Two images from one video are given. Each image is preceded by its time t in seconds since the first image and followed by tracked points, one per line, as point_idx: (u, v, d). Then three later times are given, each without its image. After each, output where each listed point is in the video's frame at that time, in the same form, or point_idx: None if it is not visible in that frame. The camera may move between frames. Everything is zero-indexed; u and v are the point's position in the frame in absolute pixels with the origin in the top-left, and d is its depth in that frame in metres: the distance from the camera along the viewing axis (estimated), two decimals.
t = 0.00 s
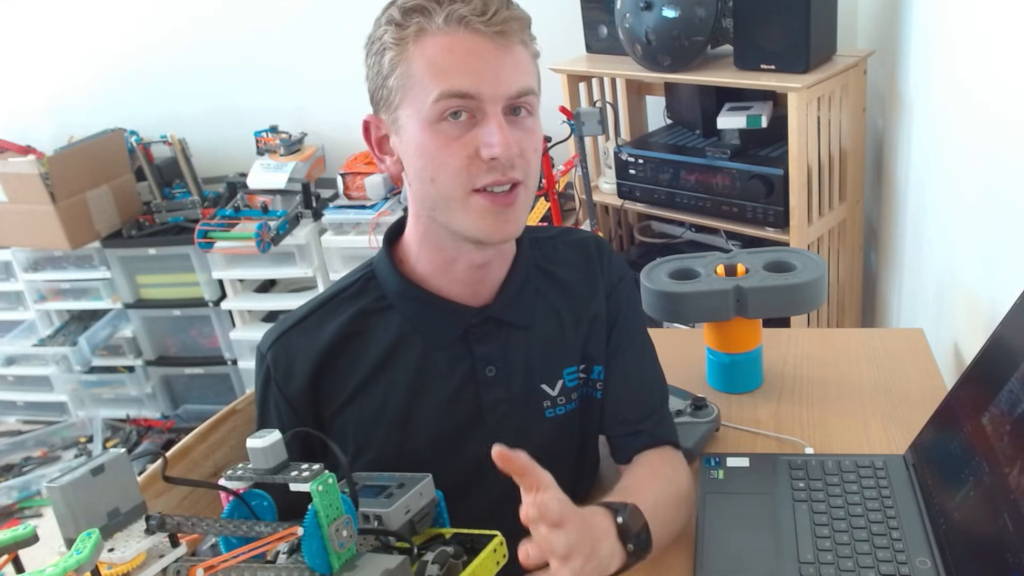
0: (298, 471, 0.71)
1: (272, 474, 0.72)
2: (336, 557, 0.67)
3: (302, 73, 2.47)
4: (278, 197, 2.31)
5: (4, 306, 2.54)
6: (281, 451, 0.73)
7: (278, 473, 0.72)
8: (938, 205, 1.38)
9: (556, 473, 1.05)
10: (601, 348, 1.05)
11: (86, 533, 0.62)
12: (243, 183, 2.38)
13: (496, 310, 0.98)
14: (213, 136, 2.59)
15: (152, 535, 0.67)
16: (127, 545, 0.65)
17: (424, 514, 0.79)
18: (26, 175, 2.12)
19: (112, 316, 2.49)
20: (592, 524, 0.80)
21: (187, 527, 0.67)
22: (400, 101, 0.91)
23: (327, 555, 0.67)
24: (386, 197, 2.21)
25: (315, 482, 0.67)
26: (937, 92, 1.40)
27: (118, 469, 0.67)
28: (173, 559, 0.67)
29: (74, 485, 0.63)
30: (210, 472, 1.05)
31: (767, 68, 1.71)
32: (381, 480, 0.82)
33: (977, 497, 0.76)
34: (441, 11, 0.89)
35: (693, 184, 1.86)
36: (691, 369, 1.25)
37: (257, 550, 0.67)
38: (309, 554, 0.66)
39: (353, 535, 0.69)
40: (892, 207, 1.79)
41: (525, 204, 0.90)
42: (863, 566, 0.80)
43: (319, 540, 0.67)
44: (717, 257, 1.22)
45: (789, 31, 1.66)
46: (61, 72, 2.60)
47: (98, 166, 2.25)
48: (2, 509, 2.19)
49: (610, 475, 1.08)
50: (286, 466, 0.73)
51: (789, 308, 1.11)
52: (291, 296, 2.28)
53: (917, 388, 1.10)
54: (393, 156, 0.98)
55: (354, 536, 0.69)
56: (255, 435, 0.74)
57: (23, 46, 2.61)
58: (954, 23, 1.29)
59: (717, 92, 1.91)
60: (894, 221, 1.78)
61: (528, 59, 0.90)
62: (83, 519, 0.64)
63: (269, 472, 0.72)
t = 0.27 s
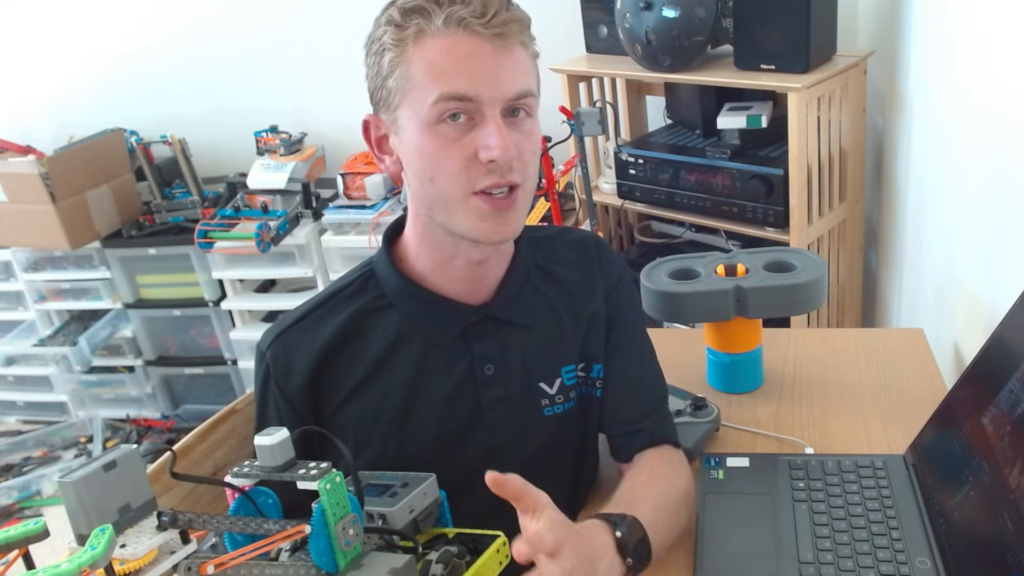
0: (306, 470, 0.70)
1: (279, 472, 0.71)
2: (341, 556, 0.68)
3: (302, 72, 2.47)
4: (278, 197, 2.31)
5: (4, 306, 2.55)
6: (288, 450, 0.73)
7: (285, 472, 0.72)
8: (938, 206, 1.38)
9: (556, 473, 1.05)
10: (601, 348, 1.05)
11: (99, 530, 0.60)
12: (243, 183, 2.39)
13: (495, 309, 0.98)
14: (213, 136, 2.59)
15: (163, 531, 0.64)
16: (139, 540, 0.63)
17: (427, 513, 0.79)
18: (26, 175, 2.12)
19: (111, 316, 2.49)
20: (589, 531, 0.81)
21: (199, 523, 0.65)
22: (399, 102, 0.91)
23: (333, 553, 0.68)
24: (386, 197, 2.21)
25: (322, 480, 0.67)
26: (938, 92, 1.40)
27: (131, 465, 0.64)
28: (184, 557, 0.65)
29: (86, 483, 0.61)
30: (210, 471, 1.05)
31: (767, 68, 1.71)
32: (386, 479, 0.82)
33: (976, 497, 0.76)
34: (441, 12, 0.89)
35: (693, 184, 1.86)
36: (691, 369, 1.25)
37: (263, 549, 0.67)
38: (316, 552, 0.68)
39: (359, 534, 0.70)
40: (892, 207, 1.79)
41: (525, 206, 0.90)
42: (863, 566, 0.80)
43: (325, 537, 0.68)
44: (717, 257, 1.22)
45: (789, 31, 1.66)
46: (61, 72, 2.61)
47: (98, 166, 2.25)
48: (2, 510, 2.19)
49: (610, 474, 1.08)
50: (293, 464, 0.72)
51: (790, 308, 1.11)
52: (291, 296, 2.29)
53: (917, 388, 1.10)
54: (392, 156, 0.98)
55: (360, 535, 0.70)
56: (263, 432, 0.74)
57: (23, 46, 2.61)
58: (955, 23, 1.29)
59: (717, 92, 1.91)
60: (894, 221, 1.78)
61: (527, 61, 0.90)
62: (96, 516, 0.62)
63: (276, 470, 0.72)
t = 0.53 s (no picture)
0: (305, 473, 0.70)
1: (278, 475, 0.72)
2: (340, 560, 0.68)
3: (302, 72, 2.47)
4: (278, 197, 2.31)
5: (4, 306, 2.54)
6: (286, 453, 0.73)
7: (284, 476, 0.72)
8: (937, 206, 1.38)
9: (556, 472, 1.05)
10: (598, 349, 1.05)
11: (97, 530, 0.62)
12: (243, 183, 2.39)
13: (489, 310, 0.98)
14: (213, 136, 2.59)
15: (162, 533, 0.66)
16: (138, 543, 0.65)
17: (425, 518, 0.79)
18: (27, 175, 2.12)
19: (111, 316, 2.49)
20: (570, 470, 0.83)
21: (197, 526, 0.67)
22: (386, 99, 0.92)
23: (331, 557, 0.68)
24: (386, 197, 2.21)
25: (322, 483, 0.68)
26: (937, 92, 1.40)
27: (130, 468, 0.65)
28: (181, 559, 0.67)
29: (85, 484, 0.62)
30: (210, 471, 1.05)
31: (767, 68, 1.71)
32: (385, 483, 0.82)
33: (976, 497, 0.76)
34: (426, 8, 0.90)
35: (693, 184, 1.86)
36: (691, 369, 1.25)
37: (261, 551, 0.67)
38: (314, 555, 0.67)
39: (358, 539, 0.70)
40: (892, 207, 1.79)
41: (512, 202, 0.90)
42: (863, 566, 0.80)
43: (324, 541, 0.68)
44: (717, 257, 1.22)
45: (790, 31, 1.66)
46: (61, 71, 2.60)
47: (98, 166, 2.25)
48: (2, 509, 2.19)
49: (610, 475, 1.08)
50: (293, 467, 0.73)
51: (789, 308, 1.11)
52: (291, 296, 2.29)
53: (917, 388, 1.10)
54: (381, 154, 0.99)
55: (358, 540, 0.70)
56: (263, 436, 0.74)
57: (23, 46, 2.61)
58: (955, 23, 1.29)
59: (717, 92, 1.91)
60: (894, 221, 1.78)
61: (513, 57, 0.91)
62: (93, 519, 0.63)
63: (275, 473, 0.72)
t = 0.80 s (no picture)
0: (296, 481, 0.72)
1: (268, 483, 0.72)
2: (330, 566, 0.69)
3: (302, 72, 2.47)
4: (278, 197, 2.31)
5: (4, 305, 2.54)
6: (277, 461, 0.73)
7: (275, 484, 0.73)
8: (938, 206, 1.38)
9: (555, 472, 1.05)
10: (594, 350, 1.05)
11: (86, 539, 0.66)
12: (243, 183, 2.39)
13: (481, 313, 0.98)
14: (213, 136, 2.59)
15: (148, 543, 0.70)
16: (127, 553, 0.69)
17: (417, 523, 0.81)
18: (27, 175, 2.12)
19: (111, 316, 2.49)
20: (535, 469, 0.85)
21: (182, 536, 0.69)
22: (366, 103, 0.93)
23: (321, 564, 0.69)
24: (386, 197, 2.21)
25: (311, 492, 0.69)
26: (938, 92, 1.40)
27: (116, 476, 0.71)
28: (168, 569, 0.69)
29: (72, 492, 0.67)
30: (208, 472, 1.05)
31: (767, 68, 1.71)
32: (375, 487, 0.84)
33: (976, 498, 0.76)
34: (399, 10, 0.91)
35: (693, 184, 1.86)
36: (691, 369, 1.25)
37: (252, 558, 0.69)
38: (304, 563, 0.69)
39: (349, 545, 0.71)
40: (892, 207, 1.79)
41: (492, 198, 0.90)
42: (863, 566, 0.80)
43: (314, 550, 0.69)
44: (717, 257, 1.22)
45: (790, 31, 1.66)
46: (61, 71, 2.60)
47: (98, 166, 2.25)
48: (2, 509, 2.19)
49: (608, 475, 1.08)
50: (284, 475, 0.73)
51: (789, 308, 1.11)
52: (291, 296, 2.29)
53: (917, 388, 1.10)
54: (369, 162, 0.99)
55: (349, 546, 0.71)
56: (256, 442, 0.74)
57: (23, 46, 2.61)
58: (955, 23, 1.29)
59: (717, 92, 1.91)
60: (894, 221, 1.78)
61: (489, 53, 0.91)
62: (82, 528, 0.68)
63: (265, 480, 0.72)
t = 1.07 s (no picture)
0: (298, 475, 0.72)
1: (271, 479, 0.73)
2: (334, 562, 0.70)
3: (302, 72, 2.47)
4: (278, 197, 2.31)
5: (3, 306, 2.54)
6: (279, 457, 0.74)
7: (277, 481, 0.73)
8: (938, 206, 1.38)
9: (554, 473, 1.05)
10: (590, 353, 1.05)
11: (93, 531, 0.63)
12: (243, 183, 2.39)
13: (476, 318, 0.98)
14: (213, 136, 2.59)
15: (155, 535, 0.67)
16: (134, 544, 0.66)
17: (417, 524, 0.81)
18: (26, 175, 2.12)
19: (111, 316, 2.49)
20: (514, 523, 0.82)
21: (190, 528, 0.68)
22: (362, 105, 0.93)
23: (325, 559, 0.69)
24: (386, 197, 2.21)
25: (316, 486, 0.69)
26: (938, 91, 1.40)
27: (122, 469, 0.66)
28: (173, 560, 0.68)
29: (76, 488, 0.63)
30: (208, 472, 1.05)
31: (767, 68, 1.71)
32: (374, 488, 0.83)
33: (976, 497, 0.76)
34: (398, 12, 0.91)
35: (693, 184, 1.86)
36: (691, 369, 1.25)
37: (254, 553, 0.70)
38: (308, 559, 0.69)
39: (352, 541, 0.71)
40: (892, 207, 1.79)
41: (487, 205, 0.90)
42: (863, 566, 0.80)
43: (317, 544, 0.69)
44: (717, 257, 1.22)
45: (789, 31, 1.66)
46: (60, 71, 2.60)
47: (98, 166, 2.25)
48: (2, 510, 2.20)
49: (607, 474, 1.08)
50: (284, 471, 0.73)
51: (788, 308, 1.11)
52: (291, 296, 2.29)
53: (917, 388, 1.10)
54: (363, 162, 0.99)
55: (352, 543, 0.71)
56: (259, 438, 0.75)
57: (23, 46, 2.61)
58: (955, 23, 1.29)
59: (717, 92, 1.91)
60: (894, 221, 1.78)
61: (488, 58, 0.91)
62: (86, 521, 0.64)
63: (268, 477, 0.73)
